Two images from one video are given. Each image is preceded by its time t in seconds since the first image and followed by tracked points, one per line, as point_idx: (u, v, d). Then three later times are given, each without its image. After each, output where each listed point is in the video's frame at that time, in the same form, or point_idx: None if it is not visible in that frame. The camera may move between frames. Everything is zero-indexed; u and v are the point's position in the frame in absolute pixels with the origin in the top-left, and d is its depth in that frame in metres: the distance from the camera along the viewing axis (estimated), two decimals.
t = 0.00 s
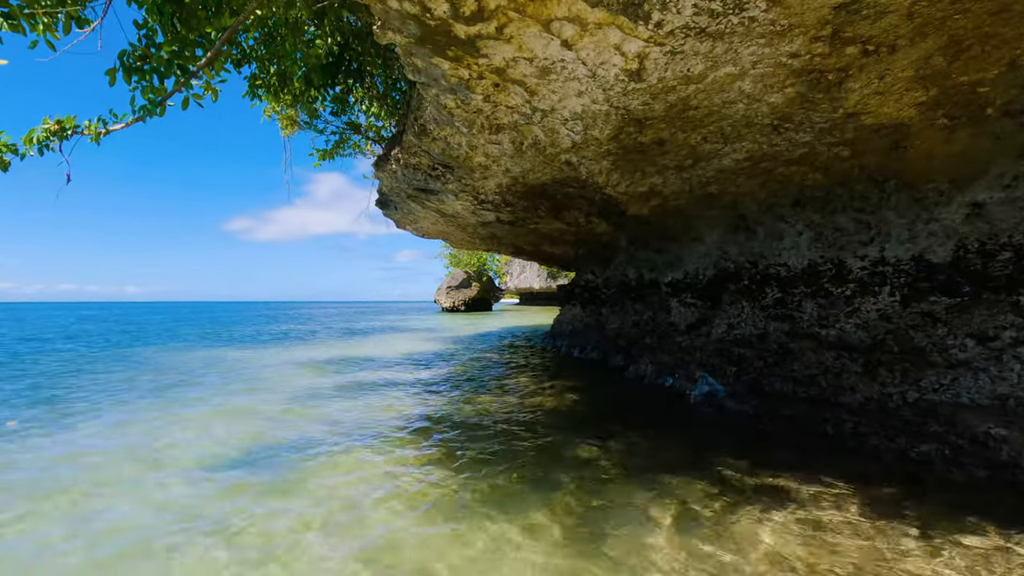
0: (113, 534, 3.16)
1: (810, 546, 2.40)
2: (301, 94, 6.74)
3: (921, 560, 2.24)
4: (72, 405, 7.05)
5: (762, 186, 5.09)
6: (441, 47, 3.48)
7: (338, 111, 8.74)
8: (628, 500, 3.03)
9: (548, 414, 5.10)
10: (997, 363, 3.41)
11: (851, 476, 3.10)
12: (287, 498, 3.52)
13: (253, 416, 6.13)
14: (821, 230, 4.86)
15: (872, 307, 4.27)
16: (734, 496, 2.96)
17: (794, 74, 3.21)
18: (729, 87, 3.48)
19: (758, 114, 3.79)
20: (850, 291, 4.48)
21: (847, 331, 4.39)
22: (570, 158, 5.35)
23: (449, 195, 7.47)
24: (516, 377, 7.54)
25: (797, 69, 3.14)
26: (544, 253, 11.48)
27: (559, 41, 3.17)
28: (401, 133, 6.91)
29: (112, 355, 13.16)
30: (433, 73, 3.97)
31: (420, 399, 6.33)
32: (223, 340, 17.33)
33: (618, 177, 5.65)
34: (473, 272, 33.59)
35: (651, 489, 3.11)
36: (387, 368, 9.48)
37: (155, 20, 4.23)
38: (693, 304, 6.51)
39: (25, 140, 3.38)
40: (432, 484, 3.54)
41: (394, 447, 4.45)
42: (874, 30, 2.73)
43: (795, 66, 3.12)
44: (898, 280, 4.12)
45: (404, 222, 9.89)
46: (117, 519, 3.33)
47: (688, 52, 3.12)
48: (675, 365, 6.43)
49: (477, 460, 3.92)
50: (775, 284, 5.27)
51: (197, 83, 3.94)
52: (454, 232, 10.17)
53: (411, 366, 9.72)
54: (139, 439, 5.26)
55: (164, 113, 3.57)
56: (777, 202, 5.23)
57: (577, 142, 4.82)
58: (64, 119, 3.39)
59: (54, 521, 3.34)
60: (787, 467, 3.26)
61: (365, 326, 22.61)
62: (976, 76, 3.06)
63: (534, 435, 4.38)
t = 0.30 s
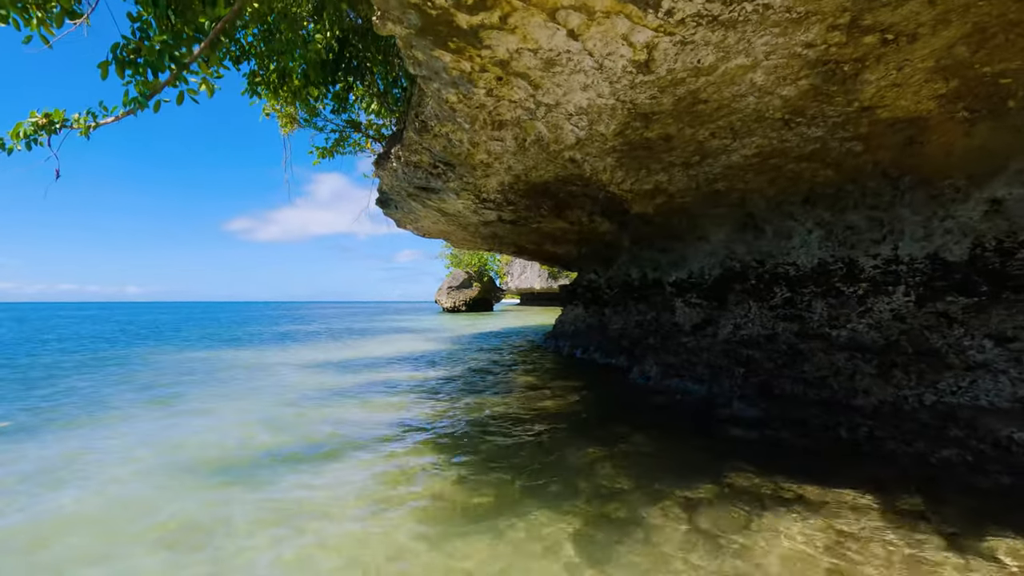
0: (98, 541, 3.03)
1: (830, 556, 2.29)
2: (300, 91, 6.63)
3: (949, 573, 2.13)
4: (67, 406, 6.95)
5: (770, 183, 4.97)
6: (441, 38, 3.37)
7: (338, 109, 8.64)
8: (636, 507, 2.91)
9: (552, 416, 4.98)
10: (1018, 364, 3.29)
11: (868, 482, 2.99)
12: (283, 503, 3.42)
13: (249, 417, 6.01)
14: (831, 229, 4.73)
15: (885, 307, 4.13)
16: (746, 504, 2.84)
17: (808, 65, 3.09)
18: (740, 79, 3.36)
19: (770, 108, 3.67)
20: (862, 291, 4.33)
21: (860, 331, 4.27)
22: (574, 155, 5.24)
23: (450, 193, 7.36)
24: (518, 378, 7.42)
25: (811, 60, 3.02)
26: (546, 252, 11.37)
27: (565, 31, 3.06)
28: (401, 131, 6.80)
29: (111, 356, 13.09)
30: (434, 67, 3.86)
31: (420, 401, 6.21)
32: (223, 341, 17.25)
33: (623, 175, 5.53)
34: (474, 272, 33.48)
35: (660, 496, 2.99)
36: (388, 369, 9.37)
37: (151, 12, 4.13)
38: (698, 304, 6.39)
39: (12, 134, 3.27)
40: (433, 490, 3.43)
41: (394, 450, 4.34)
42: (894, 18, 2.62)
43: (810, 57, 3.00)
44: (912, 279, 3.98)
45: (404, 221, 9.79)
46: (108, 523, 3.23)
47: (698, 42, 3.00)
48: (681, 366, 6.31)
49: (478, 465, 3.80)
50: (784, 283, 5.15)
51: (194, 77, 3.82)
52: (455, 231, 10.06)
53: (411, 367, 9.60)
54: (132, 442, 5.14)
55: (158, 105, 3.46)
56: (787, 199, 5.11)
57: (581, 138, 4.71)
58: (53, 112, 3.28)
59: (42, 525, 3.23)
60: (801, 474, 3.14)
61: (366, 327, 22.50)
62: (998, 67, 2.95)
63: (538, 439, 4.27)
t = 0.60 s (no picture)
0: (86, 571, 2.83)
1: None
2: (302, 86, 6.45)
3: None
4: (64, 410, 6.78)
5: (791, 178, 4.77)
6: (453, 24, 3.18)
7: (340, 106, 8.47)
8: (663, 522, 2.73)
9: (564, 422, 4.79)
10: None
11: (909, 496, 2.80)
12: (288, 522, 3.25)
13: (250, 423, 5.83)
14: (855, 226, 4.52)
15: (916, 309, 3.93)
16: (782, 518, 2.65)
17: (845, 51, 2.90)
18: (770, 67, 3.17)
19: (798, 98, 3.48)
20: (889, 291, 4.13)
21: (888, 333, 4.07)
22: (585, 151, 5.05)
23: (456, 192, 7.18)
24: (526, 382, 7.23)
25: (848, 45, 2.84)
26: (552, 253, 11.18)
27: (585, 14, 2.87)
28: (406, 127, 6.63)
29: (112, 357, 12.98)
30: (443, 56, 3.68)
31: (426, 406, 6.02)
32: (225, 342, 17.10)
33: (636, 171, 5.34)
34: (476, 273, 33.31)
35: (687, 512, 2.80)
36: (391, 371, 9.15)
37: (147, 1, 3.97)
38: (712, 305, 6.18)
39: None
40: (444, 505, 3.23)
41: (402, 460, 4.15)
42: None
43: (846, 42, 2.82)
44: (945, 278, 3.78)
45: (408, 221, 9.61)
46: (105, 550, 3.07)
47: (728, 27, 2.81)
48: (697, 370, 6.12)
49: (491, 475, 3.62)
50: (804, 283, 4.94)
51: (193, 68, 3.65)
52: (460, 231, 9.88)
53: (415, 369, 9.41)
54: (131, 452, 4.97)
55: (154, 97, 3.28)
56: (808, 196, 4.92)
57: (595, 132, 4.52)
58: (43, 103, 3.10)
59: (37, 550, 3.07)
60: (837, 487, 2.95)
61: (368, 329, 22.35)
62: None
63: (552, 447, 4.07)
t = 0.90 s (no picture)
0: None
1: None
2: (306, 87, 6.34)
3: None
4: (64, 415, 6.66)
5: (809, 176, 4.64)
6: (465, 16, 3.06)
7: (344, 107, 8.36)
8: (690, 541, 2.61)
9: (576, 429, 4.66)
10: None
11: (948, 510, 2.68)
12: (294, 531, 3.14)
13: (254, 429, 5.71)
14: (875, 226, 4.39)
15: (942, 311, 3.81)
16: (816, 536, 2.53)
17: (875, 42, 2.78)
18: (794, 59, 3.05)
19: (822, 93, 3.35)
20: (913, 292, 4.00)
21: (913, 336, 3.95)
22: (596, 149, 4.93)
23: (462, 193, 7.06)
24: (534, 386, 7.10)
25: (880, 35, 2.72)
26: (557, 254, 11.06)
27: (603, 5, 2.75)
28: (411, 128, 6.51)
29: (114, 361, 12.89)
30: (453, 52, 3.56)
31: (433, 412, 5.90)
32: (227, 345, 17.00)
33: (648, 170, 5.22)
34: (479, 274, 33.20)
35: (715, 530, 2.68)
36: (396, 376, 9.02)
37: None
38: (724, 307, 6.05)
39: None
40: (457, 519, 3.10)
41: (410, 469, 4.03)
42: None
43: (878, 32, 2.70)
44: (973, 279, 3.66)
45: (412, 223, 9.50)
46: (104, 557, 2.95)
47: (753, 17, 2.69)
48: (710, 373, 5.99)
49: (504, 485, 3.50)
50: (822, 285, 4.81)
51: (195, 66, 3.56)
52: (464, 232, 9.76)
53: (420, 373, 9.28)
54: (131, 457, 4.86)
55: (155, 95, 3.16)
56: (827, 195, 4.78)
57: (607, 130, 4.40)
58: (41, 101, 2.98)
59: (33, 557, 2.95)
60: (870, 501, 2.83)
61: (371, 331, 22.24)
62: None
63: (565, 457, 3.94)
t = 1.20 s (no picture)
0: None
1: None
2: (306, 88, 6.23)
3: None
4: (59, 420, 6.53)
5: (820, 174, 4.51)
6: (468, 9, 2.95)
7: (343, 106, 8.24)
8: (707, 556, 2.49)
9: (581, 436, 4.53)
10: None
11: (976, 524, 2.55)
12: (293, 546, 3.02)
13: (251, 434, 5.59)
14: (888, 225, 4.27)
15: (960, 313, 3.69)
16: (838, 552, 2.40)
17: (896, 32, 2.66)
18: (810, 52, 2.93)
19: (837, 87, 3.23)
20: (930, 293, 3.88)
21: (929, 339, 3.83)
22: (601, 148, 4.81)
23: (463, 193, 6.94)
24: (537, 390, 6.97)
25: (901, 25, 2.60)
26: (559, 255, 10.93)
27: None
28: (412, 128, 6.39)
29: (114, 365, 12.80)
30: (455, 46, 3.44)
31: (434, 418, 5.78)
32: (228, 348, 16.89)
33: (653, 169, 5.09)
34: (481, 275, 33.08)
35: (731, 544, 2.56)
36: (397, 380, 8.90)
37: None
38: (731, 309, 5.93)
39: None
40: (459, 532, 2.97)
41: (411, 479, 3.92)
42: None
43: (900, 22, 2.58)
44: (993, 280, 3.55)
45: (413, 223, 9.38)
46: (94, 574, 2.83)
47: (769, 6, 2.57)
48: (718, 377, 5.88)
49: (509, 496, 3.37)
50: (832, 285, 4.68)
51: (193, 63, 3.42)
52: (466, 233, 9.64)
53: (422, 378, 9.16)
54: (125, 462, 4.73)
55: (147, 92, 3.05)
56: (838, 193, 4.65)
57: (612, 127, 4.28)
58: (24, 97, 2.87)
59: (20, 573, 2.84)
60: (894, 515, 2.71)
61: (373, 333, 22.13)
62: None
63: (571, 465, 3.82)
